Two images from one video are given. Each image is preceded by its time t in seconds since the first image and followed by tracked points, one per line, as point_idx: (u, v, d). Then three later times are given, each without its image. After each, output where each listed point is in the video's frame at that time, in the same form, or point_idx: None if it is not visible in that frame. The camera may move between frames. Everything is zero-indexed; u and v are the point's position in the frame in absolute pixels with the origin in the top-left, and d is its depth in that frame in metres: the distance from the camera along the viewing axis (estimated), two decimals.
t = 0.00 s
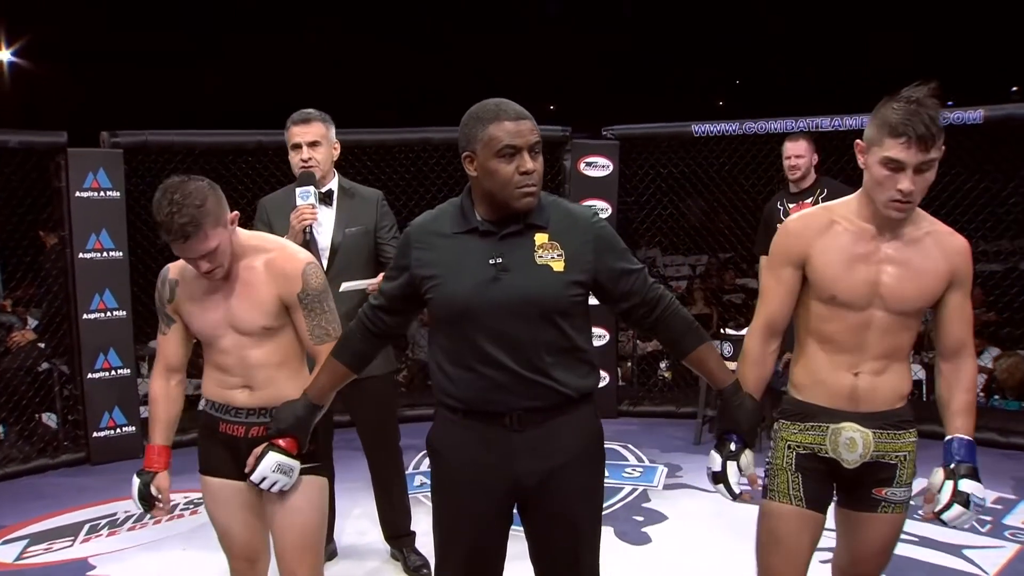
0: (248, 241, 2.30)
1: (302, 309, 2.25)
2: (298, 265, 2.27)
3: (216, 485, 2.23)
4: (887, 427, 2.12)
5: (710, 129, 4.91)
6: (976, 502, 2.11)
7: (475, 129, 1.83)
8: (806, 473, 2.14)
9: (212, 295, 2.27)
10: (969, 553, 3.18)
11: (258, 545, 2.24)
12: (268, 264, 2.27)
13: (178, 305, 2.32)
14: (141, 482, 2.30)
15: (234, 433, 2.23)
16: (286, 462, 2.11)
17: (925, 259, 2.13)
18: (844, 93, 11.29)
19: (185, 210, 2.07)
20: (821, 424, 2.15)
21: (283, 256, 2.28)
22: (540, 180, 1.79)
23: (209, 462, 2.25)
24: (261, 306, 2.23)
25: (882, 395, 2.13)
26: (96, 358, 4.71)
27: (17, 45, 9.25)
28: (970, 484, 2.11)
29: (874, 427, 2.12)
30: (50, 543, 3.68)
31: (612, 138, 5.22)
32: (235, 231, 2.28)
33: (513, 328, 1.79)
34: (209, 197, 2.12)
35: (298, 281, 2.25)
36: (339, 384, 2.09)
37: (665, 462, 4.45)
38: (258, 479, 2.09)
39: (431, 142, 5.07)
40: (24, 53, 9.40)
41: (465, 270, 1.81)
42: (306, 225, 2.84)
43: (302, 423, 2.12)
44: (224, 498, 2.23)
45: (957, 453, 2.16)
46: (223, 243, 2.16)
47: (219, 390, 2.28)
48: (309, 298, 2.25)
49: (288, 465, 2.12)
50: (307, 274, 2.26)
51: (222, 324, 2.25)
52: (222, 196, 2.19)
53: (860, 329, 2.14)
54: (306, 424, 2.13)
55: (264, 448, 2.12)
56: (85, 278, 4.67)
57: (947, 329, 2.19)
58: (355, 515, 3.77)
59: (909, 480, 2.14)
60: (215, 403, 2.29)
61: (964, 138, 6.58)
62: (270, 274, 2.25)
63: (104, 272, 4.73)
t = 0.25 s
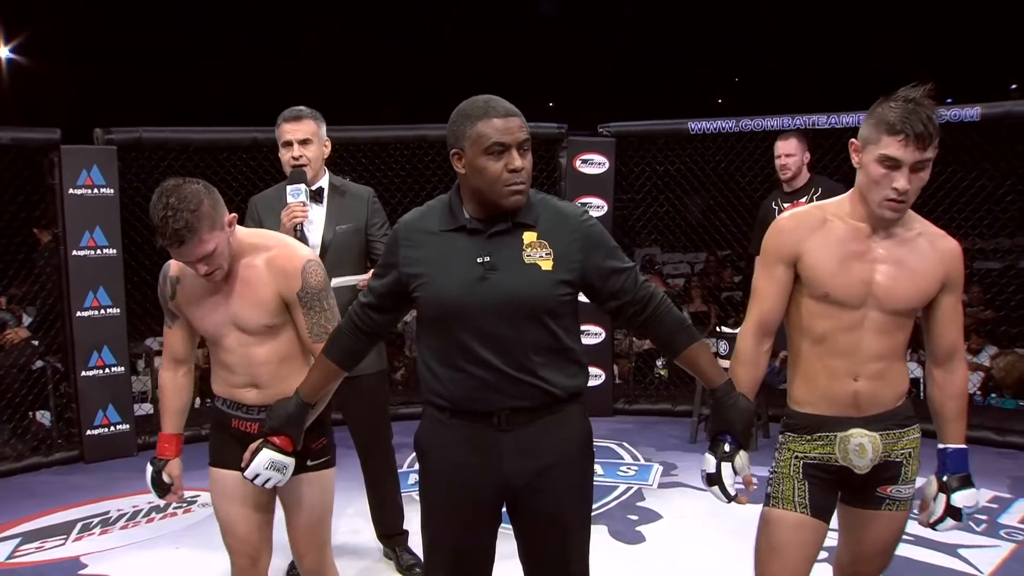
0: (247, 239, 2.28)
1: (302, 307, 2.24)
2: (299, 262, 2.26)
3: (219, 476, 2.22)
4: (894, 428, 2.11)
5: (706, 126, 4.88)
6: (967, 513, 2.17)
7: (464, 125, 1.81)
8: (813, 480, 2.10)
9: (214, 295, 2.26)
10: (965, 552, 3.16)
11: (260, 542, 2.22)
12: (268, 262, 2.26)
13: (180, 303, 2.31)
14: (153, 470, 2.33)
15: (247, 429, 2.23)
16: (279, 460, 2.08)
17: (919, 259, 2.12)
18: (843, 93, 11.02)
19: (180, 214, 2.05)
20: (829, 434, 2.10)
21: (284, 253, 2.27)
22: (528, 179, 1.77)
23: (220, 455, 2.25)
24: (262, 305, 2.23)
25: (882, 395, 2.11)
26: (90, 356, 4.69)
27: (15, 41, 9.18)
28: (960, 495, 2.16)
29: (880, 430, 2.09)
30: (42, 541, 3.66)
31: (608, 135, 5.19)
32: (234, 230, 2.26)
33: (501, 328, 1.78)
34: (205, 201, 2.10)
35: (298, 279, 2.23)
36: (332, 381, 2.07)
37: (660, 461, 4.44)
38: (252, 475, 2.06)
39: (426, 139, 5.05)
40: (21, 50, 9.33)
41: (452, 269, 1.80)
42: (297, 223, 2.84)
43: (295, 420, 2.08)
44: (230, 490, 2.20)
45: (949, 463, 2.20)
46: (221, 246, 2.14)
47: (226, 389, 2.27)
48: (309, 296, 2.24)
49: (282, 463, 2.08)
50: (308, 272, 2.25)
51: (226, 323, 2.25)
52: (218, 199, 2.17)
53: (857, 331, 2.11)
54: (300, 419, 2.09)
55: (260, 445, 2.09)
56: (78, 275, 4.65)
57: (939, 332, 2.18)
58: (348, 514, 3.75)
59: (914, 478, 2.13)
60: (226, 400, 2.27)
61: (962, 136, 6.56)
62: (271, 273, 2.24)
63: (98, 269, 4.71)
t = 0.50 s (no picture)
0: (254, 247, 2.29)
1: (309, 313, 2.25)
2: (308, 268, 2.27)
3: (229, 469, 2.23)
4: (897, 422, 2.11)
5: (700, 124, 4.88)
6: (955, 500, 2.19)
7: (453, 123, 1.80)
8: (813, 479, 2.10)
9: (224, 303, 2.26)
10: (959, 548, 3.17)
11: (266, 539, 2.20)
12: (277, 270, 2.27)
13: (190, 312, 2.31)
14: (178, 473, 2.30)
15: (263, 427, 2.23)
16: (281, 462, 2.06)
17: (912, 254, 2.12)
18: (844, 92, 11.04)
19: (192, 231, 2.04)
20: (829, 432, 2.10)
21: (292, 260, 2.29)
22: (518, 176, 1.77)
23: (231, 451, 2.25)
24: (273, 311, 2.24)
25: (881, 393, 2.11)
26: (83, 356, 4.68)
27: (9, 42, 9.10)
28: (951, 483, 2.18)
29: (881, 427, 2.09)
30: (36, 543, 3.65)
31: (602, 133, 5.18)
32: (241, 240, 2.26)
33: (490, 327, 1.77)
34: (217, 217, 2.09)
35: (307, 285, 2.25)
36: (332, 383, 2.07)
37: (655, 459, 4.44)
38: (253, 477, 2.04)
39: (419, 139, 5.04)
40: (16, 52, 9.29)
41: (442, 269, 1.79)
42: (294, 229, 2.86)
43: (298, 421, 2.08)
44: (237, 486, 2.20)
45: (937, 451, 2.21)
46: (233, 259, 2.15)
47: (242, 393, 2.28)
48: (318, 301, 2.25)
49: (283, 465, 2.06)
50: (316, 277, 2.27)
51: (239, 330, 2.26)
52: (228, 212, 2.17)
53: (854, 331, 2.11)
54: (301, 422, 2.08)
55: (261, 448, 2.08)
56: (72, 276, 4.64)
57: (930, 325, 2.18)
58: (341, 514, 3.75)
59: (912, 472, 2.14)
60: (242, 399, 2.27)
61: (956, 132, 6.58)
62: (281, 280, 2.25)
63: (91, 270, 4.70)
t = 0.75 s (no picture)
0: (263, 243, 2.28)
1: (316, 309, 2.25)
2: (317, 265, 2.27)
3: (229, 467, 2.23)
4: (888, 419, 2.12)
5: (691, 123, 4.89)
6: (946, 504, 2.17)
7: (444, 121, 1.80)
8: (809, 479, 2.10)
9: (233, 299, 2.26)
10: (947, 547, 3.19)
11: (263, 536, 2.18)
12: (286, 266, 2.27)
13: (199, 308, 2.31)
14: (187, 470, 2.30)
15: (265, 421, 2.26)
16: (285, 457, 2.07)
17: (900, 256, 2.13)
18: (844, 93, 11.05)
19: (206, 229, 2.04)
20: (823, 431, 2.11)
21: (301, 256, 2.29)
22: (508, 176, 1.77)
23: (232, 445, 2.27)
24: (282, 306, 2.24)
25: (871, 393, 2.13)
26: (73, 354, 4.66)
27: None
28: (939, 488, 2.16)
29: (873, 424, 2.10)
30: (24, 541, 3.63)
31: (594, 131, 5.18)
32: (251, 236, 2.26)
33: (479, 325, 1.77)
34: (230, 215, 2.09)
35: (316, 281, 2.25)
36: (329, 380, 2.07)
37: (645, 457, 4.45)
38: (257, 472, 2.04)
39: (411, 136, 5.03)
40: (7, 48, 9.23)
41: (431, 268, 1.79)
42: (290, 231, 2.83)
43: (299, 419, 2.08)
44: (236, 483, 2.19)
45: (928, 455, 2.20)
46: (243, 255, 2.15)
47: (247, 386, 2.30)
48: (326, 298, 2.25)
49: (286, 460, 2.07)
50: (325, 275, 2.27)
51: (247, 325, 2.26)
52: (241, 209, 2.16)
53: (843, 332, 2.11)
54: (301, 421, 2.09)
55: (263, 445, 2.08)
56: (62, 273, 4.62)
57: (920, 327, 2.19)
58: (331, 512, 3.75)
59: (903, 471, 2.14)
60: (242, 393, 2.29)
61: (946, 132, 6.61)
62: (290, 276, 2.25)
63: (81, 267, 4.68)
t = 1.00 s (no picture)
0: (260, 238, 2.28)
1: (310, 306, 2.24)
2: (312, 263, 2.27)
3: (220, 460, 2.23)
4: (878, 417, 2.14)
5: (683, 122, 4.90)
6: (938, 501, 2.17)
7: (435, 118, 1.80)
8: (798, 478, 2.11)
9: (228, 292, 2.27)
10: (935, 544, 3.21)
11: (252, 531, 2.16)
12: (281, 262, 2.27)
13: (195, 300, 2.31)
14: (176, 462, 2.29)
15: (253, 417, 2.26)
16: (278, 453, 2.06)
17: (889, 255, 2.15)
18: (840, 93, 11.08)
19: (200, 219, 2.04)
20: (814, 429, 2.12)
21: (297, 253, 2.28)
22: (498, 174, 1.77)
23: (221, 441, 2.26)
24: (275, 301, 2.24)
25: (862, 390, 2.14)
26: (64, 351, 4.64)
27: None
28: (930, 483, 2.17)
29: (863, 422, 2.11)
30: (14, 538, 3.62)
31: (585, 129, 5.18)
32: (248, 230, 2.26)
33: (469, 323, 1.78)
34: (226, 207, 2.09)
35: (310, 278, 2.24)
36: (322, 378, 2.07)
37: (636, 455, 4.46)
38: (250, 467, 2.04)
39: (403, 134, 5.03)
40: None
41: (421, 266, 1.80)
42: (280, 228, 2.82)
43: (295, 413, 2.10)
44: (228, 477, 2.19)
45: (918, 452, 2.21)
46: (238, 248, 2.15)
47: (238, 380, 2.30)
48: (320, 296, 2.25)
49: (280, 456, 2.06)
50: (320, 273, 2.26)
51: (241, 319, 2.26)
52: (237, 202, 2.16)
53: (832, 329, 2.13)
54: (296, 416, 2.10)
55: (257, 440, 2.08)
56: (52, 270, 4.60)
57: (908, 325, 2.20)
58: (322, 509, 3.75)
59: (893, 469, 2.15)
60: (232, 388, 2.29)
61: (937, 131, 6.64)
62: (286, 272, 2.25)
63: (71, 264, 4.66)
